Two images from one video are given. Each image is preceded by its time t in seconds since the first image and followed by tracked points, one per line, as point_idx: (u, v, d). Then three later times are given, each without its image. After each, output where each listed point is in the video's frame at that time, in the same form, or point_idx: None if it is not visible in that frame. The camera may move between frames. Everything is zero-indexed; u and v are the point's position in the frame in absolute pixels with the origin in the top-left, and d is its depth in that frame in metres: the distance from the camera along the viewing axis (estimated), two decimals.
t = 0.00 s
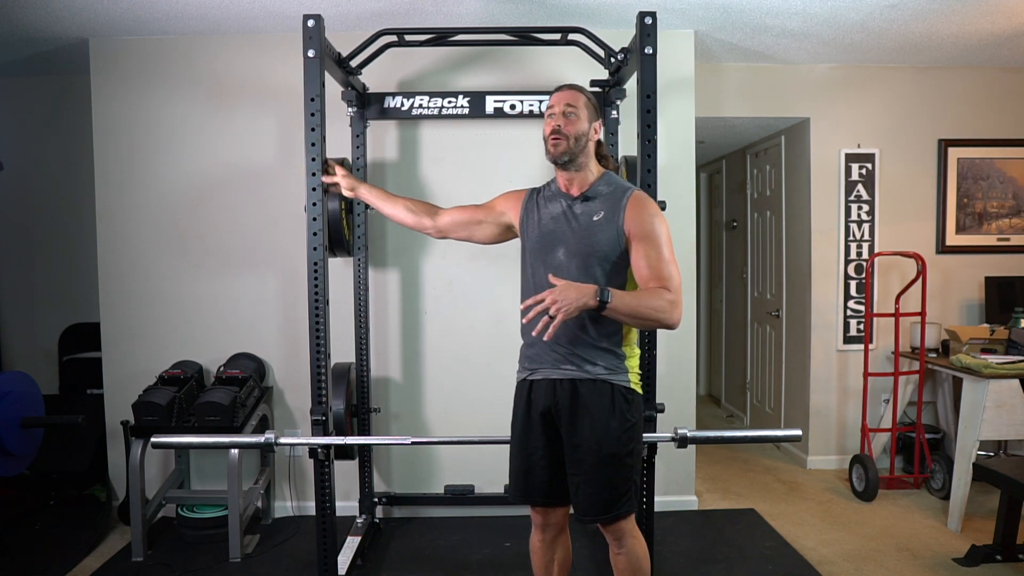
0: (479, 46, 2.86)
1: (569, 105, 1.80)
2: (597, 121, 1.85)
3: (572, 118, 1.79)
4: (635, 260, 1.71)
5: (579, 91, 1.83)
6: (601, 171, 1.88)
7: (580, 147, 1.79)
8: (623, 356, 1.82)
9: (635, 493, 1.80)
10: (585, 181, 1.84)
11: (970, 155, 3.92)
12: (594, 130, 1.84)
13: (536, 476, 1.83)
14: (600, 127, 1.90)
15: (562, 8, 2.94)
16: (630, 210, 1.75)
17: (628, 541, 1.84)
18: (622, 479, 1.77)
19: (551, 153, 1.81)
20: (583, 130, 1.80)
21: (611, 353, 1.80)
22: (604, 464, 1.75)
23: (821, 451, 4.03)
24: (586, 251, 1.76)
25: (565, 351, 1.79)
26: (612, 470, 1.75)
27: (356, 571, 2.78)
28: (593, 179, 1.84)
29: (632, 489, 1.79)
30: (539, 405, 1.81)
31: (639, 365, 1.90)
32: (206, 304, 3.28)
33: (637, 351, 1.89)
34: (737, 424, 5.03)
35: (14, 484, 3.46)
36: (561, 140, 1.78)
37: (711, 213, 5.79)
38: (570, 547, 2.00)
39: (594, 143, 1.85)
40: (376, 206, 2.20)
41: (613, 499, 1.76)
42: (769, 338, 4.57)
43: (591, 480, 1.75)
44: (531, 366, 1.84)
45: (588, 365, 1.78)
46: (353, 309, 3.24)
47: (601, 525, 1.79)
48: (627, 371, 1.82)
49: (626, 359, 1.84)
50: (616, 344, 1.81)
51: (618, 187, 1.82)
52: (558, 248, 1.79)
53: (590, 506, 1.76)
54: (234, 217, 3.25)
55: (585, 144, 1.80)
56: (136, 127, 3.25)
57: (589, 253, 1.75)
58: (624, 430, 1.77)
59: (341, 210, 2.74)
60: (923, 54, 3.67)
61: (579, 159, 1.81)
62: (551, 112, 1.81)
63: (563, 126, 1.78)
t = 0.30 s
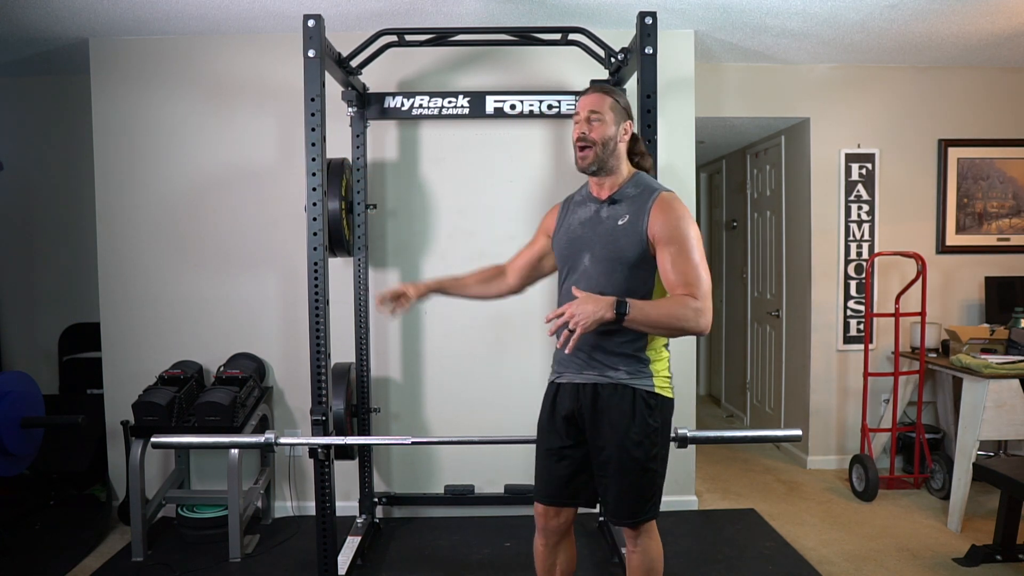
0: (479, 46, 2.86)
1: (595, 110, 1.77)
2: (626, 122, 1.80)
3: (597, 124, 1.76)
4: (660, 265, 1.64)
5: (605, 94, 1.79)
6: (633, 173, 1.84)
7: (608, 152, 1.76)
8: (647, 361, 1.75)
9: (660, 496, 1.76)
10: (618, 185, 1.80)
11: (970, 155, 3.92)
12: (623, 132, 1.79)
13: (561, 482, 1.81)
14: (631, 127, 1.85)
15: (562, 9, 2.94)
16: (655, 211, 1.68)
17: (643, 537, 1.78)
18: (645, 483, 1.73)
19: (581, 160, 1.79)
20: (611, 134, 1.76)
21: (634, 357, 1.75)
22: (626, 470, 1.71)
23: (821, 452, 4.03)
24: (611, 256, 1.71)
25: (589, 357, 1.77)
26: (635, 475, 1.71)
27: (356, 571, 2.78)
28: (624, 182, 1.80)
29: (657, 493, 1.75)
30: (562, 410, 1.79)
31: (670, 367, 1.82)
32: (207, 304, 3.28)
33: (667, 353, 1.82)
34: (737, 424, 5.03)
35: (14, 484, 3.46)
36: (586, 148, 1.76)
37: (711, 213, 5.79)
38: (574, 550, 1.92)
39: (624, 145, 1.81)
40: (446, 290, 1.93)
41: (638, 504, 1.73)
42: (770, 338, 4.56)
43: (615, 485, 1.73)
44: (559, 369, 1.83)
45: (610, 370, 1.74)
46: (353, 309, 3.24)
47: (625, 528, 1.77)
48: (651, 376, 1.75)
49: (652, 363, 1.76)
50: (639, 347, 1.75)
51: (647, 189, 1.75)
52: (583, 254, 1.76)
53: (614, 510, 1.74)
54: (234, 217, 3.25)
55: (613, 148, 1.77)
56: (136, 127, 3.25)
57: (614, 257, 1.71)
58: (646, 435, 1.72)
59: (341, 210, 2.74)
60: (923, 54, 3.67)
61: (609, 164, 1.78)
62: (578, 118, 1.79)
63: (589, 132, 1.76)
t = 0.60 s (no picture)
0: (479, 46, 2.86)
1: (598, 111, 1.81)
2: (632, 118, 1.80)
3: (598, 125, 1.80)
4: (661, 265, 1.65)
5: (609, 94, 1.81)
6: (648, 169, 1.82)
7: (611, 151, 1.79)
8: (655, 363, 1.73)
9: (664, 499, 1.75)
10: (629, 182, 1.81)
11: (970, 155, 3.92)
12: (628, 130, 1.79)
13: (566, 477, 1.83)
14: (646, 122, 1.83)
15: (562, 9, 2.94)
16: (656, 208, 1.67)
17: (647, 538, 1.78)
18: (646, 485, 1.73)
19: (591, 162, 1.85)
20: (612, 134, 1.78)
21: (642, 359, 1.73)
22: (627, 471, 1.71)
23: (821, 452, 4.03)
24: (617, 255, 1.73)
25: (600, 356, 1.78)
26: (635, 477, 1.71)
27: (356, 571, 2.78)
28: (635, 179, 1.80)
29: (660, 496, 1.75)
30: (573, 405, 1.82)
31: (683, 370, 1.78)
32: (207, 304, 3.28)
33: (681, 356, 1.79)
34: (737, 424, 5.03)
35: (14, 484, 3.46)
36: (589, 150, 1.81)
37: (711, 213, 5.79)
38: (585, 546, 1.90)
39: (634, 141, 1.80)
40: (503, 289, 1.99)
41: (637, 505, 1.73)
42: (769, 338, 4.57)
43: (615, 485, 1.73)
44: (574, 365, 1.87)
45: (617, 370, 1.75)
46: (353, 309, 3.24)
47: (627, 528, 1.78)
48: (658, 379, 1.73)
49: (661, 366, 1.74)
50: (647, 350, 1.73)
51: (656, 186, 1.73)
52: (596, 254, 1.79)
53: (614, 509, 1.75)
54: (235, 218, 3.25)
55: (615, 146, 1.78)
56: (136, 127, 3.25)
57: (620, 256, 1.72)
58: (649, 437, 1.72)
59: (341, 210, 2.74)
60: (923, 54, 3.67)
61: (614, 163, 1.80)
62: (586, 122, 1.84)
63: (590, 135, 1.81)
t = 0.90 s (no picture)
0: (479, 46, 2.86)
1: (616, 110, 1.80)
2: (650, 117, 1.79)
3: (616, 123, 1.80)
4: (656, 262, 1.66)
5: (628, 93, 1.80)
6: (664, 169, 1.82)
7: (628, 150, 1.79)
8: (659, 364, 1.73)
9: (668, 500, 1.75)
10: (644, 182, 1.81)
11: (970, 155, 3.92)
12: (646, 128, 1.79)
13: (570, 476, 1.83)
14: (666, 121, 1.82)
15: (562, 9, 2.94)
16: (664, 208, 1.67)
17: (649, 539, 1.78)
18: (650, 486, 1.72)
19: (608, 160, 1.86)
20: (629, 134, 1.78)
21: (646, 360, 1.73)
22: (631, 471, 1.71)
23: (821, 451, 4.03)
24: (624, 252, 1.74)
25: (605, 355, 1.78)
26: (639, 476, 1.71)
27: (356, 571, 2.78)
28: (651, 179, 1.80)
29: (664, 497, 1.74)
30: (578, 405, 1.82)
31: (687, 372, 1.78)
32: (207, 304, 3.28)
33: (686, 357, 1.78)
34: (737, 424, 5.03)
35: (14, 484, 3.46)
36: (606, 148, 1.81)
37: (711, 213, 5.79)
38: (588, 545, 1.89)
39: (651, 141, 1.80)
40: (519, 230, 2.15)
41: (641, 505, 1.73)
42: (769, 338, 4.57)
43: (619, 484, 1.73)
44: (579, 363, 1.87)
45: (622, 370, 1.75)
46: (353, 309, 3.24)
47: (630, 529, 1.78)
48: (662, 380, 1.73)
49: (665, 368, 1.74)
50: (653, 350, 1.73)
51: (668, 187, 1.73)
52: (605, 250, 1.80)
53: (617, 510, 1.75)
54: (235, 218, 3.25)
55: (633, 146, 1.78)
56: (136, 127, 3.24)
57: (627, 254, 1.73)
58: (653, 437, 1.71)
59: (341, 210, 2.74)
60: (923, 54, 3.67)
61: (631, 162, 1.80)
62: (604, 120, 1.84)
63: (608, 134, 1.81)
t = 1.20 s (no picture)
0: (479, 46, 2.86)
1: (624, 115, 1.79)
2: (657, 122, 1.79)
3: (625, 129, 1.78)
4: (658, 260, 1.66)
5: (634, 97, 1.79)
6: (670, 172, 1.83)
7: (637, 157, 1.78)
8: (659, 364, 1.73)
9: (664, 501, 1.75)
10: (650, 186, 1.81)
11: (970, 155, 3.92)
12: (654, 133, 1.79)
13: (567, 475, 1.83)
14: (669, 124, 1.83)
15: (562, 9, 2.94)
16: (667, 209, 1.67)
17: (647, 539, 1.78)
18: (648, 486, 1.73)
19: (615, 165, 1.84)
20: (638, 139, 1.77)
21: (646, 359, 1.73)
22: (629, 470, 1.72)
23: (821, 452, 4.03)
24: (628, 253, 1.74)
25: (606, 354, 1.78)
26: (637, 476, 1.71)
27: (356, 571, 2.78)
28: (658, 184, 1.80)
29: (661, 497, 1.75)
30: (576, 404, 1.82)
31: (687, 372, 1.78)
32: (207, 304, 3.28)
33: (686, 358, 1.78)
34: (737, 424, 5.03)
35: (14, 484, 3.46)
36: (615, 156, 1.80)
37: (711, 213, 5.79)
38: (588, 545, 1.89)
39: (658, 146, 1.80)
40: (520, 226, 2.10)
41: (638, 505, 1.73)
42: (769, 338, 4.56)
43: (616, 484, 1.73)
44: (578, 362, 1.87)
45: (621, 369, 1.75)
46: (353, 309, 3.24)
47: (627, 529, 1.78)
48: (662, 380, 1.73)
49: (665, 368, 1.74)
50: (653, 350, 1.73)
51: (672, 188, 1.73)
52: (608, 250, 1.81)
53: (615, 509, 1.75)
54: (235, 218, 3.25)
55: (642, 152, 1.78)
56: (136, 128, 3.25)
57: (631, 254, 1.73)
58: (652, 437, 1.72)
59: (341, 210, 2.74)
60: (923, 54, 3.67)
61: (641, 169, 1.80)
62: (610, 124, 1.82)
63: (617, 140, 1.79)
